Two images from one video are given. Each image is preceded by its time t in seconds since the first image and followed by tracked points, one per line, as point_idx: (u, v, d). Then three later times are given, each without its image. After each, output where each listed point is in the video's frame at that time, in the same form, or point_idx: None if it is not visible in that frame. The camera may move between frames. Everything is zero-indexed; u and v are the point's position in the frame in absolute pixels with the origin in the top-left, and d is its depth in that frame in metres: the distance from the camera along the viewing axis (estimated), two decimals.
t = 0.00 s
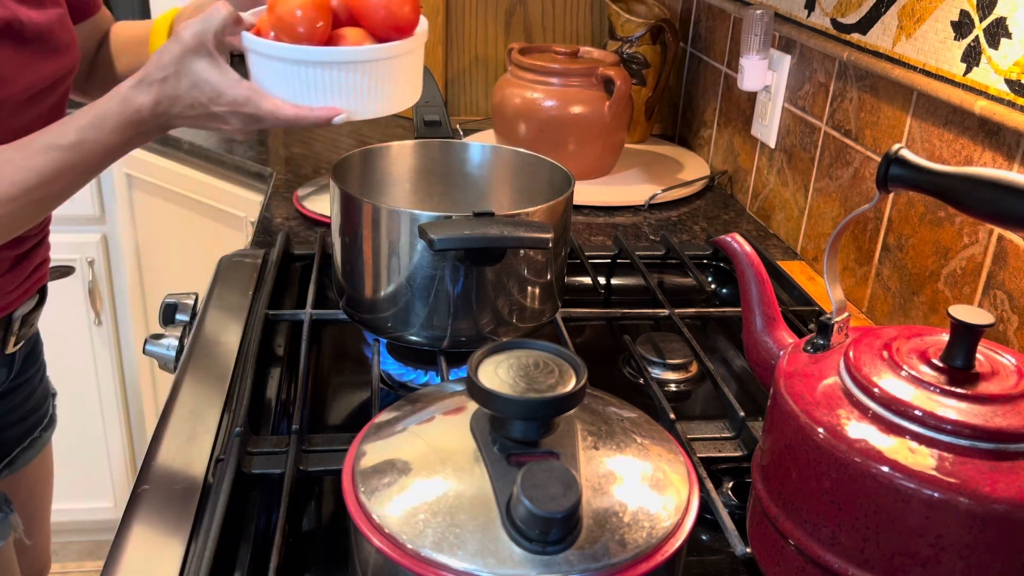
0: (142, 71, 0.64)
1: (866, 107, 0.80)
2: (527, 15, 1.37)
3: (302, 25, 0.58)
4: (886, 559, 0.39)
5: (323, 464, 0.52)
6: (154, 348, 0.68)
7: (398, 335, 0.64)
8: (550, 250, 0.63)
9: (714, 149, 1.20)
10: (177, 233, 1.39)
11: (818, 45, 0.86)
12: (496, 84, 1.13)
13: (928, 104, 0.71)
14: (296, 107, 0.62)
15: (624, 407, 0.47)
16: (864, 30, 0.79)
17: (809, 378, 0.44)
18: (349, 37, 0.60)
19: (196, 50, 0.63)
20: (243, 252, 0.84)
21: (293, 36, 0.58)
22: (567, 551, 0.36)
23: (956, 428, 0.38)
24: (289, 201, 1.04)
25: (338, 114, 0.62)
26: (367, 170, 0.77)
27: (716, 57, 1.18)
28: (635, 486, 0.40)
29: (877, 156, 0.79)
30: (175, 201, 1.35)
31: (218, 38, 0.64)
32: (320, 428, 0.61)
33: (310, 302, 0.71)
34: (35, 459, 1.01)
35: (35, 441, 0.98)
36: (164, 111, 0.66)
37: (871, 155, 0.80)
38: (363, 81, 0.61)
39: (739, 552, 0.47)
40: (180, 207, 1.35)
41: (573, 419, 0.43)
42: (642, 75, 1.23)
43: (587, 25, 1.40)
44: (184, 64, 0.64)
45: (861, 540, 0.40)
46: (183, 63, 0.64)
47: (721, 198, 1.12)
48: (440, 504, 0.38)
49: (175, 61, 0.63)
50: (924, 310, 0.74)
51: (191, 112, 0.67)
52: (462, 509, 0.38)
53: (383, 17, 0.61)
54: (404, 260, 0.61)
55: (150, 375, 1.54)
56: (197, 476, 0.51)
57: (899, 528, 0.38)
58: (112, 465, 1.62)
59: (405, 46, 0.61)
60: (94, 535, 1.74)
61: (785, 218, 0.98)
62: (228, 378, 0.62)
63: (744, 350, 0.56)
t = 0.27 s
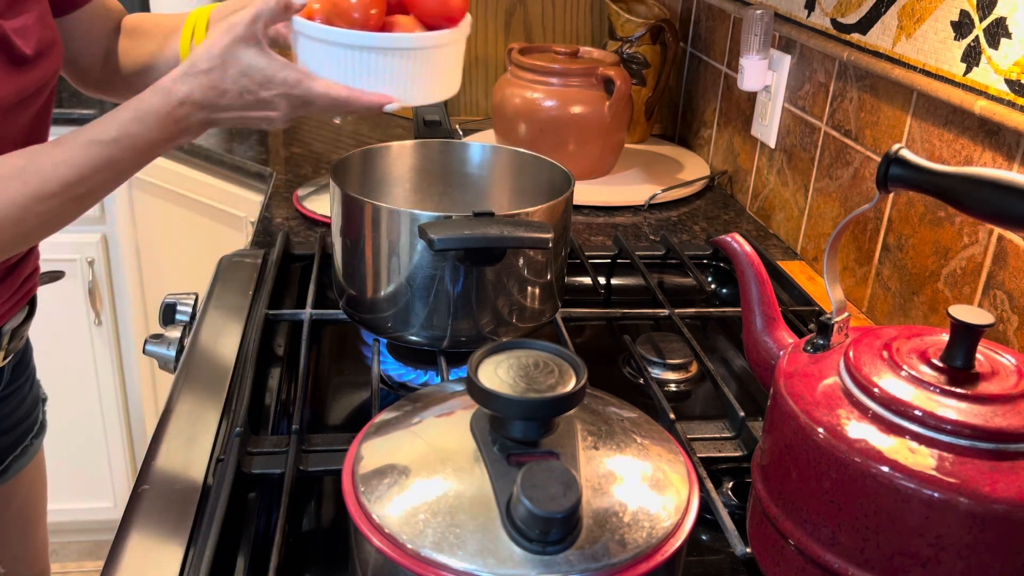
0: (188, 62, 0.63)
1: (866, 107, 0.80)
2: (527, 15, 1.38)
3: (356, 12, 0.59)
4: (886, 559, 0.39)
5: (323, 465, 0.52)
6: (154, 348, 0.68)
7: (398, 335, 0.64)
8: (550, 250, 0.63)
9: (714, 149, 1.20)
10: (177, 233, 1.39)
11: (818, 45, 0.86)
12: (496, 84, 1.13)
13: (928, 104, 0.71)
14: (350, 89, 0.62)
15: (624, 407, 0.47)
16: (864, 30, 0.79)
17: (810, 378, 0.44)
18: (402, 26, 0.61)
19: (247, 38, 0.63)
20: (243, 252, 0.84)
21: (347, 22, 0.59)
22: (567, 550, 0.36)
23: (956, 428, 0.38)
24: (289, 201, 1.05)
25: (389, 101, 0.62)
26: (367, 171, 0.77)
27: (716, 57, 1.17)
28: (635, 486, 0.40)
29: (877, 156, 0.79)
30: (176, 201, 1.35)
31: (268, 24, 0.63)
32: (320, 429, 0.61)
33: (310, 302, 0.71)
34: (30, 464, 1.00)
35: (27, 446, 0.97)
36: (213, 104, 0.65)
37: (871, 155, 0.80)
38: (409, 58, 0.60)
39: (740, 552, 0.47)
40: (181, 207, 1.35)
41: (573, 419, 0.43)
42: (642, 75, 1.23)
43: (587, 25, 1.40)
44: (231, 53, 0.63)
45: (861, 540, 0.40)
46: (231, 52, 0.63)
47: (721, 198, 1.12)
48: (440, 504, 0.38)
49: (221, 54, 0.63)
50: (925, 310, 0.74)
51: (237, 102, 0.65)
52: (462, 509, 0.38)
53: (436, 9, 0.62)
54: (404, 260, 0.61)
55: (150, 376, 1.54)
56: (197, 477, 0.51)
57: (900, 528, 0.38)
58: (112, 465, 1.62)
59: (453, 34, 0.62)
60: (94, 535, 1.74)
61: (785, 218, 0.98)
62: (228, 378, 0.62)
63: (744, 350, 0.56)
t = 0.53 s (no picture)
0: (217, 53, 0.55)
1: (866, 107, 0.80)
2: (526, 15, 1.38)
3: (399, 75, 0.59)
4: (886, 559, 0.39)
5: (324, 465, 0.52)
6: (154, 348, 0.68)
7: (398, 335, 0.64)
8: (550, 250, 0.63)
9: (714, 148, 1.20)
10: (177, 233, 1.39)
11: (818, 45, 0.86)
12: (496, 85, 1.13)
13: (928, 104, 0.71)
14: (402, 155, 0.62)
15: (624, 407, 0.47)
16: (864, 30, 0.79)
17: (810, 378, 0.44)
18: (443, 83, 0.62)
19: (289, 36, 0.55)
20: (243, 252, 0.84)
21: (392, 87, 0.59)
22: (567, 551, 0.36)
23: (956, 428, 0.38)
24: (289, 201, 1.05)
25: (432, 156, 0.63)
26: (368, 171, 0.77)
27: (716, 57, 1.17)
28: (635, 486, 0.40)
29: (877, 156, 0.79)
30: (176, 201, 1.35)
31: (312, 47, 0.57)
32: (320, 429, 0.61)
33: (310, 302, 0.71)
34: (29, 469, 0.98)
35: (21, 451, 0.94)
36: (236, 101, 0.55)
37: (871, 155, 0.80)
38: (447, 129, 0.61)
39: (740, 552, 0.47)
40: (181, 207, 1.35)
41: (573, 419, 0.43)
42: (642, 75, 1.24)
43: (587, 25, 1.40)
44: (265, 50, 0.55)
45: (861, 540, 0.40)
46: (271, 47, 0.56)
47: (721, 198, 1.12)
48: (440, 504, 0.38)
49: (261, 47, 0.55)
50: (925, 310, 0.74)
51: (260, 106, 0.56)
52: (462, 509, 0.38)
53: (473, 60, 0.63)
54: (404, 260, 0.61)
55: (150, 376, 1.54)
56: (196, 477, 0.51)
57: (900, 528, 0.38)
58: (112, 465, 1.62)
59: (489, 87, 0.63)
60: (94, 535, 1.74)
61: (785, 218, 0.98)
62: (228, 378, 0.62)
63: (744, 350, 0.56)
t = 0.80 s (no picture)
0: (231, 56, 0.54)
1: (866, 107, 0.80)
2: (526, 15, 1.37)
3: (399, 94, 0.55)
4: (886, 559, 0.39)
5: (323, 465, 0.52)
6: (154, 348, 0.68)
7: (398, 335, 0.64)
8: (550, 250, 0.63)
9: (714, 148, 1.20)
10: (177, 233, 1.39)
11: (818, 45, 0.86)
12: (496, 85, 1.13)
13: (928, 104, 0.71)
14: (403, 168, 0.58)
15: (624, 407, 0.47)
16: (864, 30, 0.79)
17: (810, 378, 0.44)
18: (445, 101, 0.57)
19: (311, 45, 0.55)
20: (243, 252, 0.84)
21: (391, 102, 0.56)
22: (567, 551, 0.36)
23: (956, 428, 0.38)
24: (289, 201, 1.05)
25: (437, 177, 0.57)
26: (368, 171, 0.77)
27: (716, 57, 1.17)
28: (635, 486, 0.40)
29: (878, 156, 0.79)
30: (177, 201, 1.36)
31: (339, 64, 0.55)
32: (320, 428, 0.61)
33: (310, 302, 0.71)
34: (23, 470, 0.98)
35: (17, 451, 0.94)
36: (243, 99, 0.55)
37: (870, 155, 0.80)
38: (456, 148, 0.57)
39: (740, 552, 0.47)
40: (182, 207, 1.35)
41: (573, 419, 0.43)
42: (642, 75, 1.24)
43: (586, 25, 1.40)
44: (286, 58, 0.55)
45: (861, 540, 0.40)
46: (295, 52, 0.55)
47: (721, 198, 1.12)
48: (440, 504, 0.38)
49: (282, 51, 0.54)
50: (925, 310, 0.74)
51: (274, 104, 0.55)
52: (462, 509, 0.38)
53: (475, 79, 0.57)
54: (404, 260, 0.61)
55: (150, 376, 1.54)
56: (198, 477, 0.51)
57: (899, 528, 0.38)
58: (112, 465, 1.62)
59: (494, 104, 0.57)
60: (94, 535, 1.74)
61: (785, 218, 0.98)
62: (227, 378, 0.62)
63: (744, 350, 0.56)
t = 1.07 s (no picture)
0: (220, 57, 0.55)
1: (866, 107, 0.80)
2: (526, 15, 1.37)
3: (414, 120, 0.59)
4: (886, 559, 0.39)
5: (324, 465, 0.52)
6: (154, 348, 0.68)
7: (398, 335, 0.64)
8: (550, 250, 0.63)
9: (714, 148, 1.20)
10: (177, 233, 1.39)
11: (818, 44, 0.86)
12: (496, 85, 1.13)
13: (928, 104, 0.71)
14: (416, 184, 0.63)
15: (624, 407, 0.47)
16: (864, 30, 0.79)
17: (810, 378, 0.44)
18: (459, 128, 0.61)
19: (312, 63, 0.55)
20: (243, 252, 0.84)
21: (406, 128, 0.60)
22: (567, 551, 0.36)
23: (956, 428, 0.38)
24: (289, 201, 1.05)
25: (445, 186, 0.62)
26: (368, 171, 0.77)
27: (716, 57, 1.17)
28: (635, 486, 0.40)
29: (877, 156, 0.79)
30: (176, 201, 1.35)
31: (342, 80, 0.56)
32: (320, 428, 0.61)
33: (309, 302, 0.71)
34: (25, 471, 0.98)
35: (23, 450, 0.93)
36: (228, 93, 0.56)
37: (871, 155, 0.80)
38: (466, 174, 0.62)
39: (740, 552, 0.47)
40: (181, 207, 1.35)
41: (573, 419, 0.43)
42: (642, 75, 1.24)
43: (586, 25, 1.40)
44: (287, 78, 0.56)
45: (861, 540, 0.40)
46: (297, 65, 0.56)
47: (721, 198, 1.12)
48: (440, 504, 0.38)
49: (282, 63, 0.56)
50: (925, 310, 0.74)
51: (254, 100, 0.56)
52: (462, 509, 0.38)
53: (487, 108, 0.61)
54: (404, 260, 0.61)
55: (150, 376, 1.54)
56: (197, 477, 0.51)
57: (899, 528, 0.38)
58: (112, 466, 1.62)
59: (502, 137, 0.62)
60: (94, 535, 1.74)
61: (785, 218, 0.98)
62: (227, 378, 0.62)
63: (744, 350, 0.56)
